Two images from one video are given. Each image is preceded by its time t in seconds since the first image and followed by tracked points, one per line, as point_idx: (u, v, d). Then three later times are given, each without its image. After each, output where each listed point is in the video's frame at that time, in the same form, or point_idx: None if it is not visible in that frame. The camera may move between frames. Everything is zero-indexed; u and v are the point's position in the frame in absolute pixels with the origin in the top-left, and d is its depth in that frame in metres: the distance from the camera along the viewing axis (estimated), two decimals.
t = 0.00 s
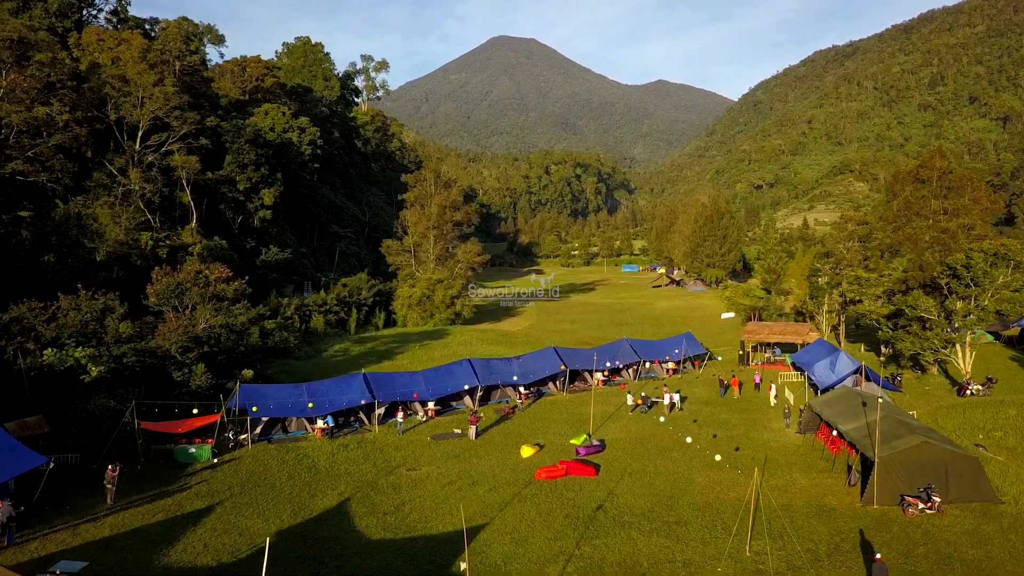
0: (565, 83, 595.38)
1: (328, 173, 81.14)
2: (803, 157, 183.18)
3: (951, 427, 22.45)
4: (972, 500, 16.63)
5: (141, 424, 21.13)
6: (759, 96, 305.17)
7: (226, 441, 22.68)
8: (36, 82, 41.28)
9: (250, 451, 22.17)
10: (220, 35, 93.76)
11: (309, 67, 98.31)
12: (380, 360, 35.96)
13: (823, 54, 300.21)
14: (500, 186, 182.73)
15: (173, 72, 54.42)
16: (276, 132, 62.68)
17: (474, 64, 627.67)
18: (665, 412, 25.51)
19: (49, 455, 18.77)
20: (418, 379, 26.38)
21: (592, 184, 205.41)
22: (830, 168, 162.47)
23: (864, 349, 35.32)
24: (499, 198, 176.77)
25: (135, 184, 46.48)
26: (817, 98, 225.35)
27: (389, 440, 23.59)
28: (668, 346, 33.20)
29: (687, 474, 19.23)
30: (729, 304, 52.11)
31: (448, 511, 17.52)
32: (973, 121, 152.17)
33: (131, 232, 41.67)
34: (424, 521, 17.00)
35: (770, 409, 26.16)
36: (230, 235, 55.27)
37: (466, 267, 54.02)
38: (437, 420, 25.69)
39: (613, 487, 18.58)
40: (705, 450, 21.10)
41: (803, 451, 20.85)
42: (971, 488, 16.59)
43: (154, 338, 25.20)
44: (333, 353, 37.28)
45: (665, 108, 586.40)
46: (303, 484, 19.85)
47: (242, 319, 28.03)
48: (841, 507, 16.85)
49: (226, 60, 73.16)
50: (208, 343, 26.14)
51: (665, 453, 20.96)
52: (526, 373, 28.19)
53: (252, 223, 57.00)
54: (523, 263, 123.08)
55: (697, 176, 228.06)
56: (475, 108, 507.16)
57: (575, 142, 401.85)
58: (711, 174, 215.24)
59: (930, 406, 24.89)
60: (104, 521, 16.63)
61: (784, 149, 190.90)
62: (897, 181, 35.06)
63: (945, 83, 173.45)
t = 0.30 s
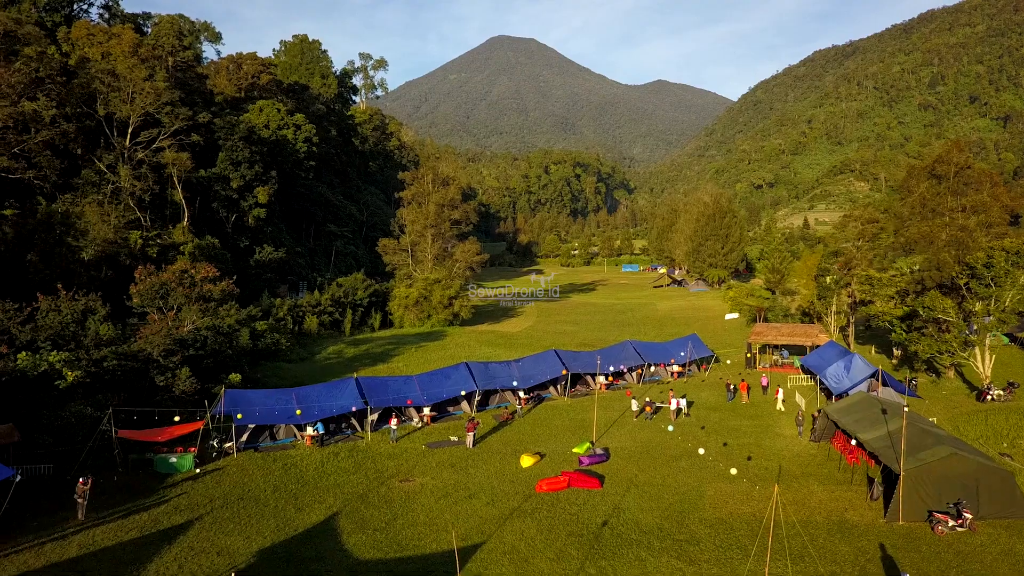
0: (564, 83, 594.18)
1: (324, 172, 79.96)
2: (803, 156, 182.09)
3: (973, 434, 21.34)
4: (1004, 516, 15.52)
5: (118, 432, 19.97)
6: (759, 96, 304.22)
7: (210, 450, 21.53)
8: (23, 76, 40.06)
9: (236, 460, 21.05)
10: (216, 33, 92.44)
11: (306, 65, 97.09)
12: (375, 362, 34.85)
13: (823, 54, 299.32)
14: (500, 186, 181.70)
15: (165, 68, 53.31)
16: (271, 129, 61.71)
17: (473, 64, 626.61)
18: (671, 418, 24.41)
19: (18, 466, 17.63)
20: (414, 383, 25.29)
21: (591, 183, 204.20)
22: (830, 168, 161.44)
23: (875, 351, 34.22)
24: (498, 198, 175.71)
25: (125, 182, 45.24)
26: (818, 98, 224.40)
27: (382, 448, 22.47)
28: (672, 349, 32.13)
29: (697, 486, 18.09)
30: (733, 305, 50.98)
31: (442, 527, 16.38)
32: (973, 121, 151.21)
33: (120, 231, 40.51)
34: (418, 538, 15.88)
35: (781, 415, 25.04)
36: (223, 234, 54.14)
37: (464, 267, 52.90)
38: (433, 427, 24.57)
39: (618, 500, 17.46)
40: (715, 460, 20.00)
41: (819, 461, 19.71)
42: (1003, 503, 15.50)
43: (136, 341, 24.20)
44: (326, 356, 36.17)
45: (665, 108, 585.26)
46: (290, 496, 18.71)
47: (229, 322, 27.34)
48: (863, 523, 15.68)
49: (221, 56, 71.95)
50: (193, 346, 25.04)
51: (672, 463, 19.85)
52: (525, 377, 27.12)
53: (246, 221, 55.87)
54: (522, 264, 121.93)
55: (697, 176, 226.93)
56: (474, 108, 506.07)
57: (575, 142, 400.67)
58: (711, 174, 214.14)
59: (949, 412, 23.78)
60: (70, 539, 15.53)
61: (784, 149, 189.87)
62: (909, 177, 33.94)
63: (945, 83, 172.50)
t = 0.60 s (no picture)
0: (564, 83, 592.92)
1: (321, 170, 78.82)
2: (803, 156, 181.06)
3: (997, 442, 20.24)
4: None
5: (95, 441, 18.74)
6: (760, 95, 303.24)
7: (192, 459, 20.33)
8: (9, 70, 38.86)
9: (220, 470, 19.92)
10: (213, 30, 91.47)
11: (304, 62, 95.90)
12: (371, 365, 33.73)
13: (823, 53, 298.11)
14: (499, 186, 180.63)
15: (157, 63, 52.10)
16: (265, 126, 61.13)
17: (473, 64, 625.65)
18: (678, 423, 23.29)
19: None
20: (408, 388, 24.21)
21: (591, 183, 202.99)
22: (830, 167, 160.31)
23: (886, 354, 33.12)
24: (498, 198, 174.67)
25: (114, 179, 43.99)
26: (818, 97, 223.29)
27: (375, 456, 21.37)
28: (677, 351, 31.05)
29: (709, 499, 17.00)
30: (737, 305, 49.88)
31: (436, 545, 15.27)
32: (973, 120, 150.12)
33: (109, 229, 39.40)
34: (410, 557, 14.79)
35: (792, 421, 23.92)
36: (217, 233, 53.05)
37: (462, 266, 51.78)
38: (429, 433, 23.44)
39: (625, 514, 16.38)
40: (727, 471, 18.90)
41: (836, 472, 18.60)
42: None
43: (117, 344, 23.08)
44: (320, 358, 35.07)
45: (665, 108, 584.06)
46: (275, 509, 17.61)
47: (216, 324, 26.41)
48: (889, 542, 14.57)
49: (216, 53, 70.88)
50: (178, 349, 23.94)
51: (680, 474, 18.79)
52: (525, 381, 26.03)
53: (240, 220, 54.74)
54: (522, 263, 120.86)
55: (697, 176, 225.90)
56: (474, 108, 505.02)
57: (575, 142, 399.44)
58: (711, 173, 212.98)
59: (969, 418, 22.71)
60: (35, 559, 14.39)
61: (784, 149, 188.80)
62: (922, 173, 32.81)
63: (944, 83, 171.57)
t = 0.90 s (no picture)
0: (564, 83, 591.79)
1: (317, 169, 77.68)
2: (803, 156, 179.92)
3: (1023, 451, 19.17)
4: None
5: (69, 451, 17.69)
6: (760, 95, 302.10)
7: (174, 470, 19.28)
8: None
9: (203, 481, 18.85)
10: (209, 28, 90.36)
11: (301, 60, 94.71)
12: (365, 368, 32.66)
13: (823, 53, 296.93)
14: (498, 185, 179.59)
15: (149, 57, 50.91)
16: (260, 123, 60.05)
17: (473, 63, 624.67)
18: (685, 430, 22.24)
19: None
20: (403, 393, 23.12)
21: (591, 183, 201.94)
22: (830, 167, 159.18)
23: (898, 356, 32.07)
24: (497, 198, 173.69)
25: (103, 176, 42.83)
26: (818, 96, 222.16)
27: (367, 465, 20.30)
28: (682, 354, 30.01)
29: (721, 514, 15.96)
30: (742, 306, 48.79)
31: (429, 565, 14.22)
32: (973, 120, 148.94)
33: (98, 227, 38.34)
34: None
35: (804, 429, 22.83)
36: (210, 232, 51.97)
37: (460, 266, 50.70)
38: (424, 441, 22.37)
39: (633, 531, 15.33)
40: (738, 483, 17.84)
41: (855, 484, 17.51)
42: None
43: (97, 347, 21.99)
44: (313, 360, 33.98)
45: (665, 108, 582.89)
46: (259, 524, 16.54)
47: (201, 326, 25.49)
48: (918, 562, 13.50)
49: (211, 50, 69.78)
50: (162, 352, 22.87)
51: (689, 486, 17.72)
52: (525, 385, 24.96)
53: (234, 219, 53.73)
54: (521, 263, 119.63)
55: (697, 175, 224.75)
56: (473, 108, 503.95)
57: (575, 142, 398.23)
58: (711, 173, 211.91)
59: (991, 425, 21.65)
60: None
61: (784, 148, 187.68)
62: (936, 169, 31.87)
63: (944, 82, 170.56)
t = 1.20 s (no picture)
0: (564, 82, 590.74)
1: (314, 167, 76.67)
2: (802, 156, 178.80)
3: None
4: None
5: (40, 461, 16.62)
6: (759, 95, 300.89)
7: (153, 481, 18.22)
8: None
9: (183, 493, 17.76)
10: (206, 25, 89.33)
11: (298, 57, 93.58)
12: (360, 370, 31.64)
13: (823, 52, 295.72)
14: (498, 185, 178.60)
15: (140, 53, 49.74)
16: (255, 119, 59.25)
17: (473, 63, 623.74)
18: (692, 436, 21.21)
19: None
20: (397, 397, 22.08)
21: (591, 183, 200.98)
22: (830, 167, 158.06)
23: (911, 359, 31.02)
24: (497, 197, 172.64)
25: (92, 173, 41.66)
26: (818, 96, 221.04)
27: (357, 475, 19.22)
28: (686, 357, 29.04)
29: (734, 531, 14.93)
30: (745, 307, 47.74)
31: None
32: (974, 119, 147.72)
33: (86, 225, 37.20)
34: None
35: (818, 436, 21.74)
36: (203, 231, 50.95)
37: (458, 265, 49.69)
38: (419, 449, 21.29)
39: (642, 550, 14.23)
40: (750, 495, 16.80)
41: (875, 497, 16.48)
42: None
43: (75, 350, 20.92)
44: (305, 363, 32.94)
45: (665, 108, 581.82)
46: (241, 541, 15.46)
47: (185, 327, 24.49)
48: None
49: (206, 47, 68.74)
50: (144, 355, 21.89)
51: (699, 499, 16.69)
52: (524, 390, 23.92)
53: (228, 217, 52.70)
54: (520, 263, 118.49)
55: (697, 175, 223.62)
56: (473, 108, 502.74)
57: (574, 142, 397.10)
58: (710, 173, 210.87)
59: (1015, 433, 20.59)
60: None
61: (783, 148, 186.62)
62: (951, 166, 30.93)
63: (944, 82, 169.52)
